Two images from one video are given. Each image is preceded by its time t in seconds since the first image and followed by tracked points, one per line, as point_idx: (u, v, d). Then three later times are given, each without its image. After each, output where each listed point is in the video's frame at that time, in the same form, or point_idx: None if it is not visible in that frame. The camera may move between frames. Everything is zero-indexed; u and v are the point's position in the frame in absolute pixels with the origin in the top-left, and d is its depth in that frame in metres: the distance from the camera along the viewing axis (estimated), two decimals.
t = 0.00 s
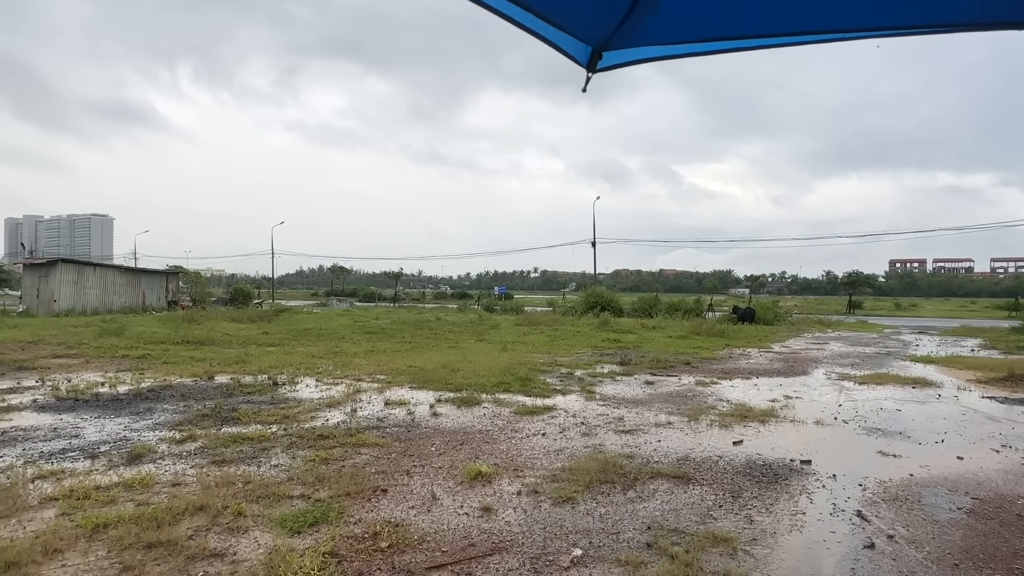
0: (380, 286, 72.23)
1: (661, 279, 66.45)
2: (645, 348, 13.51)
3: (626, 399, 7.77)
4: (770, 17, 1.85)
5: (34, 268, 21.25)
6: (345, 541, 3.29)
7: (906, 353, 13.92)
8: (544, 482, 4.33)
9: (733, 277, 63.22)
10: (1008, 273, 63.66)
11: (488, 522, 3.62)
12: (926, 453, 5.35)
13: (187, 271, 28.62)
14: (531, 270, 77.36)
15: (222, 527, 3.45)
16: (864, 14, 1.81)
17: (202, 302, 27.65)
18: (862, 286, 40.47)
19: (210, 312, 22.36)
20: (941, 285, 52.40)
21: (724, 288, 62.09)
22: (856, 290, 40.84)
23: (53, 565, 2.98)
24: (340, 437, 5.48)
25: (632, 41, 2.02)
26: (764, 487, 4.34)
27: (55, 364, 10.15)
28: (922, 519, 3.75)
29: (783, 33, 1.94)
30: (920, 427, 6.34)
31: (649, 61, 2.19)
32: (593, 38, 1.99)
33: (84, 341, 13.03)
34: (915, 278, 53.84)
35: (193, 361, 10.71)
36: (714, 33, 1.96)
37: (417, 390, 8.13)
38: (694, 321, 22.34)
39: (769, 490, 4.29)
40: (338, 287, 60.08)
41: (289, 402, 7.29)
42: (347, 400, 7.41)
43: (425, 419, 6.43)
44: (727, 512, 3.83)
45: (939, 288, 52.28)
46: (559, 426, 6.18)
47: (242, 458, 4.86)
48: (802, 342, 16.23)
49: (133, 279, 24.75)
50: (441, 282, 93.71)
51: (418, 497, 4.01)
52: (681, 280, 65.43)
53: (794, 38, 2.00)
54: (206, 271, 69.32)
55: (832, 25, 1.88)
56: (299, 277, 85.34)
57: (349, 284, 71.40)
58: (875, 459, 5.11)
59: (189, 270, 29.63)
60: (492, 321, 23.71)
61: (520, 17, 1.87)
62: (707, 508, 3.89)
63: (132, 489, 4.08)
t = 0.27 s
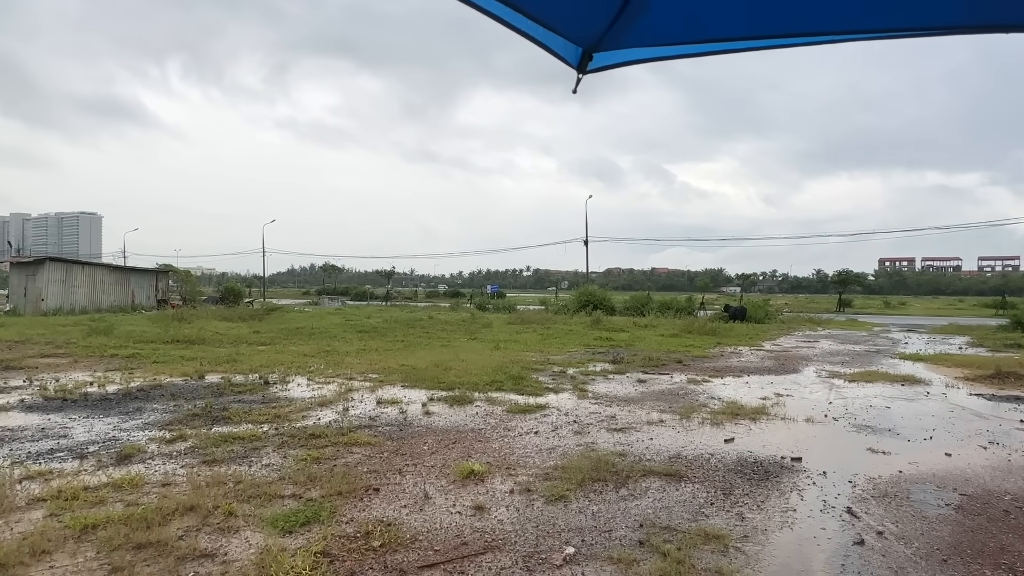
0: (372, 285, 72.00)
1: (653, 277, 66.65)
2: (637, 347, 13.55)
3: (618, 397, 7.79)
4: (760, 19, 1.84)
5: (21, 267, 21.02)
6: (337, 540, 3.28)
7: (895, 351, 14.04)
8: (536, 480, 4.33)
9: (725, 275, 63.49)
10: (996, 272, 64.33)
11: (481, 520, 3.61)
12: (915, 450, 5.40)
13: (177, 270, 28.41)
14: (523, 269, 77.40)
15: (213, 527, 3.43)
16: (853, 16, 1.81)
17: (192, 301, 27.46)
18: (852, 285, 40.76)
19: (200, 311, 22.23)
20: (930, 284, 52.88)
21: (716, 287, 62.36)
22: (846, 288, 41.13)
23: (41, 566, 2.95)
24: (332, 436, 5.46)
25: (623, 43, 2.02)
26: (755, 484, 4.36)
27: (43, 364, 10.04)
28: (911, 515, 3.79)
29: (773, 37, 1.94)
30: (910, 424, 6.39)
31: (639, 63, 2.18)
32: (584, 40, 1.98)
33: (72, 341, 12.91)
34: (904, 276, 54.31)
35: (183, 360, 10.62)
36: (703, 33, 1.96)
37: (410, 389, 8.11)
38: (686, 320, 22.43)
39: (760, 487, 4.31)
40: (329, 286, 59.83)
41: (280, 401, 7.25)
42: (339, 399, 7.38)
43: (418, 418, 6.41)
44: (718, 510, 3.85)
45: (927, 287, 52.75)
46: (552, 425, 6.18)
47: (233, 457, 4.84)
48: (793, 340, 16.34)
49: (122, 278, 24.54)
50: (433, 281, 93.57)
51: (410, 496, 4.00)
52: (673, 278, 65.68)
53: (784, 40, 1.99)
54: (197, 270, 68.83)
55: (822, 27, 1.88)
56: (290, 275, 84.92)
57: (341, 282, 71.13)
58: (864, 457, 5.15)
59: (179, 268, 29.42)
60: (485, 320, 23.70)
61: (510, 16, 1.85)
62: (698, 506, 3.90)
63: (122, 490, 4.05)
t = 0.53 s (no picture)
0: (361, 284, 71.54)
1: (641, 275, 66.93)
2: (626, 345, 13.60)
3: (606, 395, 7.81)
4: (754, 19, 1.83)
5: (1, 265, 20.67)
6: (325, 540, 3.26)
7: (880, 348, 14.21)
8: (525, 478, 4.33)
9: (713, 274, 63.90)
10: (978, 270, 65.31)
11: (470, 519, 3.61)
12: (899, 446, 5.46)
13: (162, 268, 28.08)
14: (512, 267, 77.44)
15: (199, 528, 3.39)
16: (846, 18, 1.80)
17: (177, 299, 27.15)
18: (837, 283, 41.20)
19: (186, 310, 21.97)
20: (914, 282, 53.53)
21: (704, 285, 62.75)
22: (832, 286, 41.56)
23: (23, 569, 2.91)
24: (320, 435, 5.43)
25: (617, 44, 2.01)
26: (743, 480, 4.40)
27: (24, 363, 9.88)
28: (895, 510, 3.83)
29: (766, 37, 1.93)
30: (894, 420, 6.48)
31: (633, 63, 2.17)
32: (579, 40, 1.96)
33: (55, 340, 12.72)
34: (888, 274, 54.98)
35: (168, 359, 10.50)
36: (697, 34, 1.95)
37: (398, 387, 8.08)
38: (674, 318, 22.55)
39: (747, 483, 4.35)
40: (317, 284, 59.45)
41: (267, 400, 7.19)
42: (327, 398, 7.34)
43: (406, 416, 6.39)
44: (706, 506, 3.87)
45: (911, 285, 53.42)
46: (541, 423, 6.18)
47: (219, 457, 4.79)
48: (780, 338, 16.50)
49: (106, 276, 24.22)
50: (422, 279, 93.34)
51: (399, 495, 3.98)
52: (661, 276, 66.03)
53: (777, 41, 1.99)
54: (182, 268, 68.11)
55: (815, 28, 1.88)
56: (277, 273, 84.29)
57: (328, 281, 70.73)
58: (849, 453, 5.20)
59: (164, 267, 29.08)
60: (473, 318, 23.67)
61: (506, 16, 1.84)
62: (687, 502, 3.92)
63: (105, 491, 3.99)
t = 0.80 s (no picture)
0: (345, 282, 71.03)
1: (626, 273, 67.25)
2: (611, 342, 13.66)
3: (592, 392, 7.84)
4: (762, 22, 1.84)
5: None
6: (309, 540, 3.23)
7: (860, 345, 14.44)
8: (511, 476, 4.33)
9: (697, 272, 64.42)
10: (955, 268, 66.58)
11: (456, 517, 3.60)
12: (879, 441, 5.55)
13: (141, 265, 27.64)
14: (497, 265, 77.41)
15: (180, 529, 3.35)
16: (853, 22, 1.80)
17: (158, 297, 26.74)
18: (818, 281, 41.75)
19: (167, 308, 21.64)
20: (893, 280, 54.42)
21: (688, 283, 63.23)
22: (813, 284, 42.12)
23: None
24: (304, 434, 5.38)
25: (625, 48, 2.01)
26: (726, 476, 4.44)
27: None
28: (875, 504, 3.89)
29: (773, 41, 1.93)
30: (873, 416, 6.58)
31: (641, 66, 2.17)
32: (587, 43, 1.97)
33: (31, 339, 12.46)
34: (868, 272, 55.82)
35: (148, 359, 10.33)
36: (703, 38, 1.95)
37: (383, 386, 8.03)
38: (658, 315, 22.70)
39: (731, 479, 4.39)
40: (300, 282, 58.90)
41: (250, 400, 7.10)
42: (310, 397, 7.27)
43: (391, 415, 6.36)
44: (691, 502, 3.90)
45: (890, 283, 54.30)
46: (526, 420, 6.19)
47: (200, 457, 4.72)
48: (762, 335, 16.68)
49: (83, 274, 23.78)
50: (406, 277, 92.94)
51: (384, 494, 3.96)
52: (646, 274, 66.44)
53: (784, 44, 2.00)
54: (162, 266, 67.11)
55: (822, 32, 1.88)
56: (260, 271, 83.42)
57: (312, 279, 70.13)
58: (830, 448, 5.28)
59: (144, 265, 28.63)
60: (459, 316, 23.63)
61: (515, 20, 1.84)
62: (671, 498, 3.95)
63: (84, 492, 3.92)
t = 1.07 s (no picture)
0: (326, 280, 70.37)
1: (607, 271, 67.60)
2: (592, 340, 13.73)
3: (574, 389, 7.87)
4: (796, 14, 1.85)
5: None
6: (290, 541, 3.19)
7: (836, 341, 14.69)
8: (493, 473, 4.33)
9: (677, 270, 65.02)
10: (927, 266, 68.22)
11: (438, 515, 3.59)
12: (855, 435, 5.65)
13: (115, 263, 27.08)
14: (479, 263, 77.32)
15: (157, 531, 3.28)
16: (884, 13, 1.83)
17: (132, 296, 26.22)
18: (795, 279, 42.41)
19: (142, 307, 21.24)
20: (868, 277, 55.50)
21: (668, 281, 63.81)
22: (791, 282, 42.77)
23: None
24: (283, 434, 5.31)
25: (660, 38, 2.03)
26: (707, 472, 4.48)
27: None
28: (852, 497, 3.96)
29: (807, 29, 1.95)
30: (849, 411, 6.71)
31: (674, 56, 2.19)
32: (621, 34, 2.00)
33: None
34: (844, 270, 56.84)
35: (122, 359, 10.12)
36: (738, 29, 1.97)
37: (364, 384, 7.98)
38: (639, 313, 22.86)
39: (711, 474, 4.43)
40: (280, 281, 58.23)
41: (228, 400, 7.00)
42: (290, 396, 7.19)
43: (373, 413, 6.31)
44: (672, 497, 3.93)
45: (865, 280, 55.37)
46: (509, 418, 6.19)
47: (177, 458, 4.64)
48: (742, 332, 16.90)
49: (54, 272, 23.23)
50: (388, 275, 92.40)
51: (366, 493, 3.93)
52: (627, 272, 66.89)
53: (817, 33, 2.00)
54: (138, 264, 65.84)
55: (856, 21, 1.89)
56: (238, 269, 82.24)
57: (292, 276, 69.35)
58: (808, 443, 5.36)
59: (117, 263, 28.04)
60: (440, 314, 23.57)
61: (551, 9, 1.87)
62: (653, 494, 3.98)
63: (56, 495, 3.82)
